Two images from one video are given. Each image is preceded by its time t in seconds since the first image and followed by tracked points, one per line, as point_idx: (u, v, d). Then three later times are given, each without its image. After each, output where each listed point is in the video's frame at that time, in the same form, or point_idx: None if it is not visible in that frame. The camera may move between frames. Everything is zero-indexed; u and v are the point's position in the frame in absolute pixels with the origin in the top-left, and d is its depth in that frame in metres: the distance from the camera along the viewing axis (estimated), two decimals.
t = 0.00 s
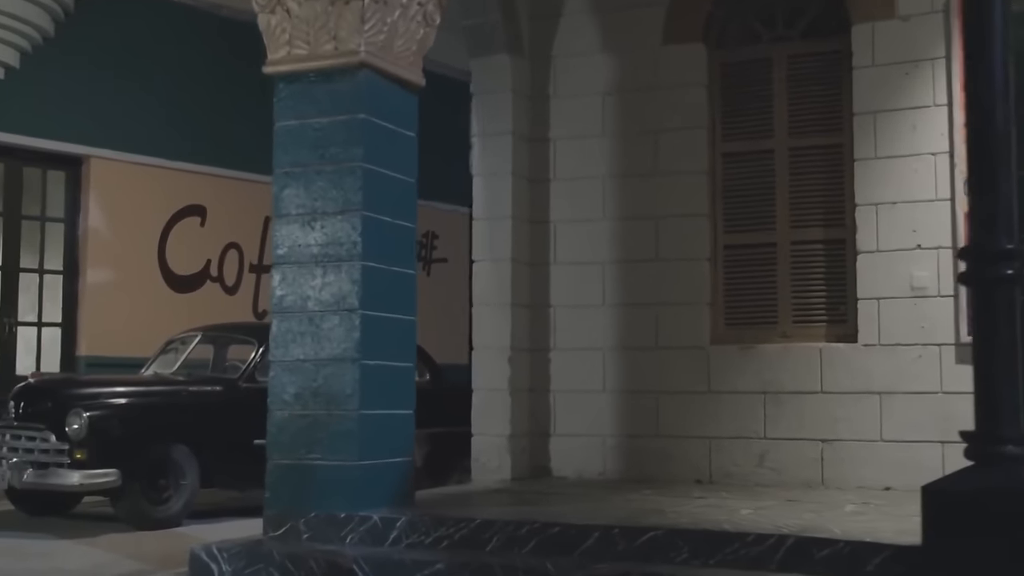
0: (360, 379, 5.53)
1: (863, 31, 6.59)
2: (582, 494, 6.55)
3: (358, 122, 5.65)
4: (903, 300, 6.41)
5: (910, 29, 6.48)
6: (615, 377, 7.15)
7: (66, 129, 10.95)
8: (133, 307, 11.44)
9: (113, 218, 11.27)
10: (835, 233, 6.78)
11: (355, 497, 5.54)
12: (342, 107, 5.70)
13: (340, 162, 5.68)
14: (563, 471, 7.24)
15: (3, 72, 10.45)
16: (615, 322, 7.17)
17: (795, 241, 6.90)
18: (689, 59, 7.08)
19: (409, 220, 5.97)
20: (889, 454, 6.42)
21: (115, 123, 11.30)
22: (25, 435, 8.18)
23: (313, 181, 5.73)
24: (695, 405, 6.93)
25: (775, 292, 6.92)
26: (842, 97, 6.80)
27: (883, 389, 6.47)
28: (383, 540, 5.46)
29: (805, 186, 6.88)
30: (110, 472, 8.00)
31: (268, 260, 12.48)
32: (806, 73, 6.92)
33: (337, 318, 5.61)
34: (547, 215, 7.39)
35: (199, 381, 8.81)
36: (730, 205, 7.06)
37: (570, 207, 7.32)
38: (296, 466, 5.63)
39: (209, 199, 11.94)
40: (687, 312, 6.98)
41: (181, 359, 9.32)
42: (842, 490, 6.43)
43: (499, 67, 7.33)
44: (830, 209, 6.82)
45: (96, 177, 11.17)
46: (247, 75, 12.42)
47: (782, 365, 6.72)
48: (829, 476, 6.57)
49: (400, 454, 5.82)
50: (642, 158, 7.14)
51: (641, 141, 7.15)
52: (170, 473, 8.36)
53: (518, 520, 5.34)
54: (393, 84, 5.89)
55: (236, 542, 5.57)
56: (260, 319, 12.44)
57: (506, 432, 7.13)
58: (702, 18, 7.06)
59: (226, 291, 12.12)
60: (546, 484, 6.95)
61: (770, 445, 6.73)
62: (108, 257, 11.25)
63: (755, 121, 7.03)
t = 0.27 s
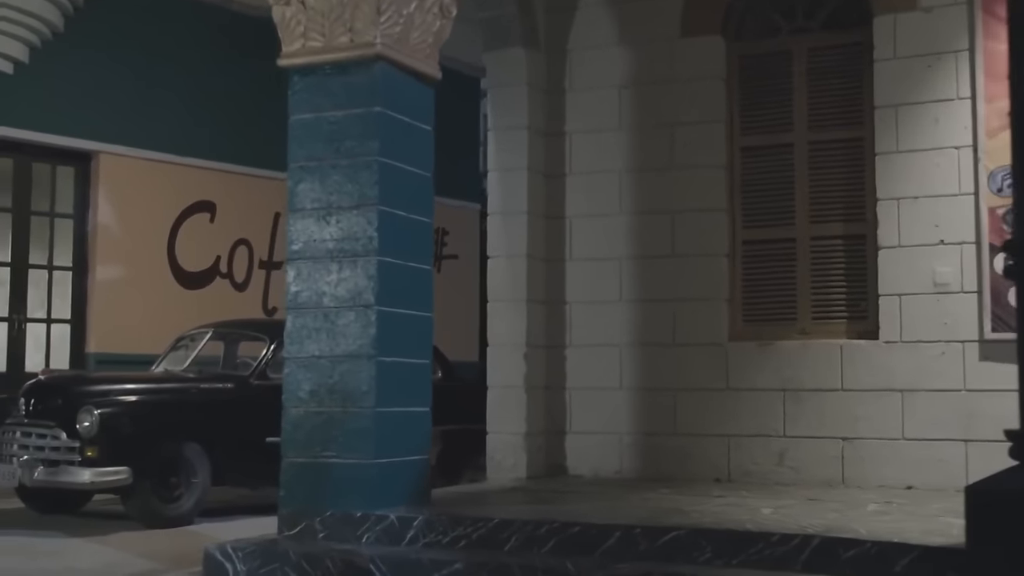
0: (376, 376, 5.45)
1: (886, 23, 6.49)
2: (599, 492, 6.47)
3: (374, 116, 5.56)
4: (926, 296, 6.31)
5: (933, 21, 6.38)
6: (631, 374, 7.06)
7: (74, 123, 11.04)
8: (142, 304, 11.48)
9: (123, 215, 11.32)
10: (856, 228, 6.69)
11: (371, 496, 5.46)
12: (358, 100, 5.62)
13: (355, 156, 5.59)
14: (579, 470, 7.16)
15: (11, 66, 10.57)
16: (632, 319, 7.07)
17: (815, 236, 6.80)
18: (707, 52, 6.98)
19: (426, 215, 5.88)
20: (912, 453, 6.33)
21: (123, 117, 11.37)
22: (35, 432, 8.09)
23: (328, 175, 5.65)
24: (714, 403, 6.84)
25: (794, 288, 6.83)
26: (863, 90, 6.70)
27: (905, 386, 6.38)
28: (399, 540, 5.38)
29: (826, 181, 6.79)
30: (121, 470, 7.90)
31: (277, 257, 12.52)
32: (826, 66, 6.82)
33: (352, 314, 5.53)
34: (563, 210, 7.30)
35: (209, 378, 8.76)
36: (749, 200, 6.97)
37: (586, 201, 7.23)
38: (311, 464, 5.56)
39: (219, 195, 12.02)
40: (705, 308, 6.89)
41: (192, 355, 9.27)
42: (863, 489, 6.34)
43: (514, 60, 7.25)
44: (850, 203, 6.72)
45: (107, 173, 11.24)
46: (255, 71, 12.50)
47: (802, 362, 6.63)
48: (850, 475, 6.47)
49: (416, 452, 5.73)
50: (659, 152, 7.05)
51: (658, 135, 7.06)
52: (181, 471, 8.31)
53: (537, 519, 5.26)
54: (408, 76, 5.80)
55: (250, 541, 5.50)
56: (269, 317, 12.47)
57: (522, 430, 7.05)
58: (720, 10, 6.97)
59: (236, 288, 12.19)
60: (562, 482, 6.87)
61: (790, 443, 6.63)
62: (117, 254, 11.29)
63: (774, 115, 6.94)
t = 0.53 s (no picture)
0: (391, 374, 5.38)
1: (906, 17, 6.40)
2: (614, 491, 6.40)
3: (389, 110, 5.49)
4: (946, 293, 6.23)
5: (954, 14, 6.29)
6: (646, 372, 6.98)
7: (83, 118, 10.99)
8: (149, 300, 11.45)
9: (130, 211, 11.25)
10: (874, 224, 6.60)
11: (385, 495, 5.39)
12: (372, 95, 5.55)
13: (370, 150, 5.52)
14: (593, 469, 7.09)
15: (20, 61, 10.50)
16: (647, 316, 6.99)
17: (833, 232, 6.72)
18: (723, 45, 6.90)
19: (440, 210, 5.82)
20: (931, 452, 6.25)
21: (131, 112, 11.34)
22: (44, 430, 8.01)
23: (342, 170, 5.58)
24: (730, 401, 6.76)
25: (811, 285, 6.75)
26: (882, 84, 6.62)
27: (925, 384, 6.29)
28: (414, 539, 5.31)
29: (844, 176, 6.70)
30: (131, 468, 7.86)
31: (286, 254, 12.52)
32: (844, 60, 6.74)
33: (366, 311, 5.46)
34: (577, 206, 7.23)
35: (219, 375, 8.70)
36: (766, 196, 6.89)
37: (600, 197, 7.15)
38: (325, 462, 5.49)
39: (226, 192, 12.00)
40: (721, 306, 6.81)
41: (201, 353, 9.22)
42: (882, 488, 6.26)
43: (527, 55, 7.18)
44: (869, 199, 6.64)
45: (114, 168, 11.19)
46: (262, 68, 12.49)
47: (820, 360, 6.55)
48: (868, 474, 6.40)
49: (430, 450, 5.66)
50: (674, 147, 6.97)
51: (673, 130, 6.98)
52: (191, 469, 8.26)
53: (554, 519, 5.18)
54: (422, 70, 5.73)
55: (263, 540, 5.43)
56: (277, 313, 12.45)
57: (535, 428, 6.98)
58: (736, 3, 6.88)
59: (244, 284, 12.17)
60: (577, 481, 6.80)
61: (807, 442, 6.55)
62: (124, 249, 11.22)
63: (791, 110, 6.86)
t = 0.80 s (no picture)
0: (406, 370, 5.29)
1: (927, 8, 6.31)
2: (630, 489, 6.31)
3: (403, 102, 5.39)
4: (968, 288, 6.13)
5: (975, 5, 6.20)
6: (662, 369, 6.88)
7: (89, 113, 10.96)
8: (155, 296, 11.42)
9: (136, 206, 11.23)
10: (894, 218, 6.50)
11: (399, 493, 5.30)
12: (386, 87, 5.45)
13: (384, 143, 5.43)
14: (608, 467, 7.00)
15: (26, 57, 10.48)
16: (662, 312, 6.90)
17: (852, 227, 6.62)
18: (740, 37, 6.80)
19: (454, 204, 5.73)
20: (953, 450, 6.15)
21: (138, 107, 11.30)
22: (53, 427, 7.94)
23: (356, 163, 5.49)
24: (748, 398, 6.66)
25: (830, 281, 6.65)
26: (902, 76, 6.52)
27: (946, 381, 6.19)
28: (430, 539, 5.22)
29: (863, 170, 6.60)
30: (139, 467, 7.76)
31: (293, 250, 12.47)
32: (863, 52, 6.64)
33: (380, 307, 5.37)
34: (591, 200, 7.13)
35: (228, 372, 8.63)
36: (783, 190, 6.79)
37: (615, 192, 7.06)
38: (339, 460, 5.40)
39: (233, 187, 11.98)
40: (738, 301, 6.71)
41: (210, 350, 9.15)
42: (903, 487, 6.16)
43: (541, 48, 7.09)
44: (888, 193, 6.53)
45: (120, 163, 11.16)
46: (271, 64, 12.46)
47: (839, 356, 6.45)
48: (888, 472, 6.29)
49: (444, 448, 5.57)
50: (690, 141, 6.88)
51: (689, 124, 6.89)
52: (200, 467, 8.17)
53: (572, 518, 5.09)
54: (436, 61, 5.63)
55: (277, 539, 5.35)
56: (284, 310, 12.40)
57: (550, 425, 6.89)
58: None
59: (251, 280, 12.15)
60: (592, 479, 6.71)
61: (827, 440, 6.45)
62: (131, 246, 11.21)
63: (809, 102, 6.76)
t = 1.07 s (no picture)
0: (420, 368, 5.19)
1: None
2: (645, 489, 6.22)
3: (418, 95, 5.29)
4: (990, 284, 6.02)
5: None
6: (678, 366, 6.78)
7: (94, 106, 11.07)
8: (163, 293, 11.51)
9: (143, 203, 11.32)
10: (914, 213, 6.40)
11: (414, 493, 5.20)
12: (400, 79, 5.35)
13: (398, 136, 5.33)
14: (622, 466, 6.90)
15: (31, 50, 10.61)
16: (678, 309, 6.79)
17: (871, 222, 6.51)
18: (756, 30, 6.69)
19: (469, 198, 5.62)
20: (976, 449, 6.04)
21: (142, 100, 11.40)
22: (59, 426, 7.84)
23: (369, 157, 5.39)
24: (766, 396, 6.55)
25: (849, 277, 6.54)
26: (923, 69, 6.41)
27: (968, 379, 6.08)
28: (446, 539, 5.12)
29: (884, 163, 6.50)
30: (147, 465, 7.68)
31: (300, 247, 12.63)
32: (883, 45, 6.53)
33: (394, 303, 5.27)
34: (605, 195, 7.03)
35: (237, 369, 8.54)
36: (801, 185, 6.68)
37: (630, 186, 6.96)
38: (353, 460, 5.30)
39: (239, 183, 12.10)
40: (755, 298, 6.60)
41: (217, 348, 9.04)
42: (924, 486, 6.06)
43: (555, 40, 6.99)
44: (908, 187, 6.43)
45: (127, 160, 11.25)
46: (275, 59, 12.61)
47: (859, 354, 6.34)
48: (908, 471, 6.19)
49: (459, 447, 5.47)
50: (706, 135, 6.77)
51: (705, 117, 6.78)
52: (208, 466, 8.08)
53: (591, 518, 4.99)
54: (450, 52, 5.52)
55: (289, 540, 5.26)
56: (291, 307, 12.56)
57: (564, 423, 6.80)
58: None
59: (258, 277, 12.27)
60: (607, 478, 6.62)
61: (846, 438, 6.34)
62: (138, 242, 11.29)
63: (828, 95, 6.65)
